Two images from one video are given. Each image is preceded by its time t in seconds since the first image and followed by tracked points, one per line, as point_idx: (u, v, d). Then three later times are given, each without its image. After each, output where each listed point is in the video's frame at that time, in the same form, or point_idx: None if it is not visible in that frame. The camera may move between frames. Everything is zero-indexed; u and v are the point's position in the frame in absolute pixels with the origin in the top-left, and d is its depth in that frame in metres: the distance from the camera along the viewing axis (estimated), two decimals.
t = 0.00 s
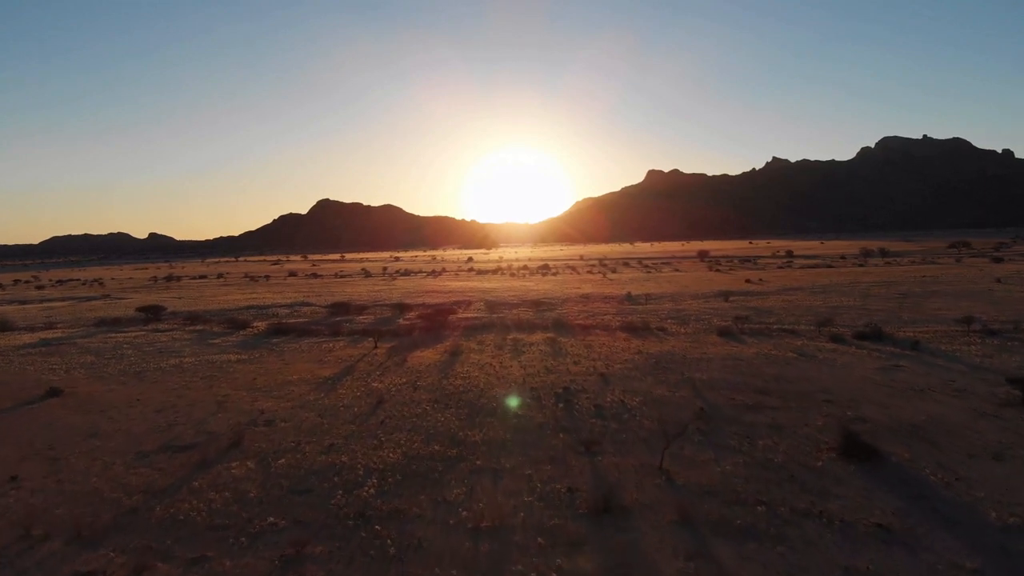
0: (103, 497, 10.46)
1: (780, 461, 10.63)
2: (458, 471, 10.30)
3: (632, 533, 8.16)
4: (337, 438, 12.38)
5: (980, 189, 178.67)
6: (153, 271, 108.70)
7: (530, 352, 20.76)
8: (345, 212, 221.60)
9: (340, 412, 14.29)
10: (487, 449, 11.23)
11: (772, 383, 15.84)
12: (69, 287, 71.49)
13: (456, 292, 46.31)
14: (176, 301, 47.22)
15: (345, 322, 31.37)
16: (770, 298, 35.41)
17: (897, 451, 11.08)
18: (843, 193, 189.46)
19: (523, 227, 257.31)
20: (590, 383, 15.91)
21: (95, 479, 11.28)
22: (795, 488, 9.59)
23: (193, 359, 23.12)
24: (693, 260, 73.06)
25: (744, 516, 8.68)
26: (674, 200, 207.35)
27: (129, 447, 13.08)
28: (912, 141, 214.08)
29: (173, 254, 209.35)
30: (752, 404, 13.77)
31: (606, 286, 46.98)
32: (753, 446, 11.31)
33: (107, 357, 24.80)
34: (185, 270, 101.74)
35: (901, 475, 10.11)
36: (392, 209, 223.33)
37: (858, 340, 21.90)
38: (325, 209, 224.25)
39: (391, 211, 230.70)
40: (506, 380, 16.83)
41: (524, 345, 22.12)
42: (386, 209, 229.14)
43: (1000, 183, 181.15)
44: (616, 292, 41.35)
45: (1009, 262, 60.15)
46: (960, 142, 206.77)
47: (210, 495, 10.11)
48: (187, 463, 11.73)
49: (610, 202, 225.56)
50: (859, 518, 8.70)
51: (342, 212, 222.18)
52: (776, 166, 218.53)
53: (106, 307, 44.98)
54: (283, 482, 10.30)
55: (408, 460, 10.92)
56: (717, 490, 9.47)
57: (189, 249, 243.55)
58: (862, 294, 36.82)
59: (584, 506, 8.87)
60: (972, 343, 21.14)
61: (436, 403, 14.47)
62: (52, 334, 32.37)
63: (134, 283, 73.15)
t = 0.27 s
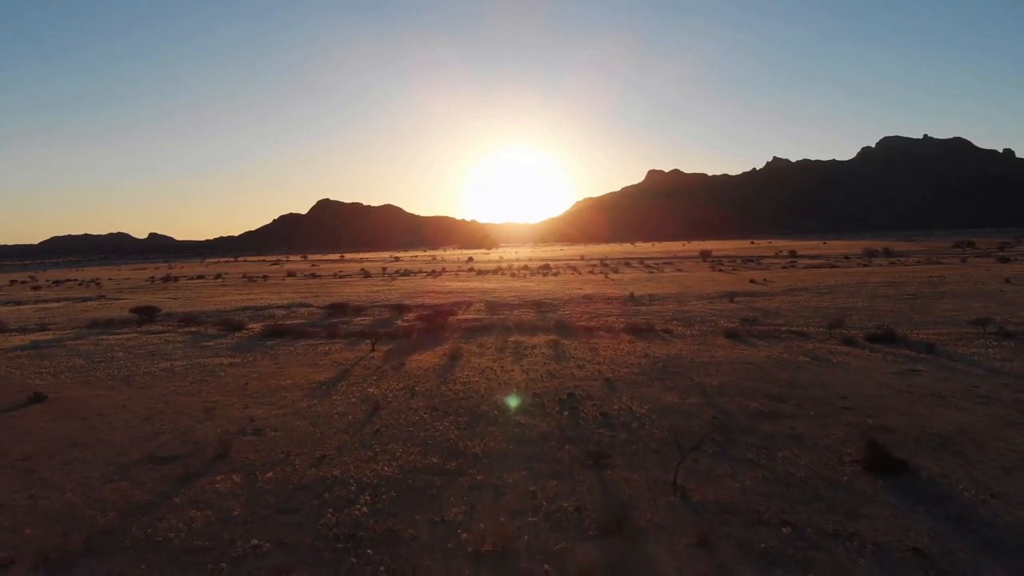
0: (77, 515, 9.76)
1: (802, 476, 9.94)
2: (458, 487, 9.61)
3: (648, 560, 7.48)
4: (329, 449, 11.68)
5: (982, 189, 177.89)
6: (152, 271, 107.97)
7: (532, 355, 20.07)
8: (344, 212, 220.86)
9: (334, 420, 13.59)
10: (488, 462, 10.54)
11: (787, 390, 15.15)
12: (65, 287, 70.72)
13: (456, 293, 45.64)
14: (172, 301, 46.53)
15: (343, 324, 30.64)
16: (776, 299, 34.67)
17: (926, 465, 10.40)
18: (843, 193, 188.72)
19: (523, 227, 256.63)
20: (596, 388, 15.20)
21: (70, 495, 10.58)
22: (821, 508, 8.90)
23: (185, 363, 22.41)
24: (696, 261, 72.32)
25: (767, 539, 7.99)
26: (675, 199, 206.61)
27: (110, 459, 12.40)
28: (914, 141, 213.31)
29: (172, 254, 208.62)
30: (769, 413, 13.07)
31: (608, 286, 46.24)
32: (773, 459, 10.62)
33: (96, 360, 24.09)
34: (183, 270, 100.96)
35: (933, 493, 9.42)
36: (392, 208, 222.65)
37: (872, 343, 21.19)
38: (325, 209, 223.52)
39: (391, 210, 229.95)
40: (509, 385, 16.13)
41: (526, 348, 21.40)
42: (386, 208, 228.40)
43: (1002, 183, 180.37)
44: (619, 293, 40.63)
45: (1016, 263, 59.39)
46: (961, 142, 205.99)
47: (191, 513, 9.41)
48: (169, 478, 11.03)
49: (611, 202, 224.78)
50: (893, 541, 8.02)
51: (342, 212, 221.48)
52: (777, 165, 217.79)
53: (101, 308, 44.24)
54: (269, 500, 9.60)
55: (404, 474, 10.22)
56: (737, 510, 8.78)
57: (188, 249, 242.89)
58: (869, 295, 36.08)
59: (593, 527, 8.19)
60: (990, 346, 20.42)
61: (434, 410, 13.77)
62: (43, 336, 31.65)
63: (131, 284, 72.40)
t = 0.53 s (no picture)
0: (45, 538, 8.99)
1: (830, 496, 9.21)
2: (457, 508, 8.87)
3: None
4: (320, 464, 10.94)
5: (983, 189, 177.14)
6: (149, 271, 107.16)
7: (535, 359, 19.29)
8: (344, 212, 220.05)
9: (326, 431, 12.84)
10: (490, 478, 9.79)
11: (804, 398, 14.37)
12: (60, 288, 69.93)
13: (456, 294, 44.91)
14: (168, 303, 45.82)
15: (340, 326, 29.89)
16: (783, 300, 33.88)
17: (962, 483, 9.66)
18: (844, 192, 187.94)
19: (524, 227, 256.02)
20: (603, 395, 14.45)
21: (40, 515, 9.83)
22: (853, 533, 8.17)
23: (174, 367, 21.64)
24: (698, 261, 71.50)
25: (798, 569, 7.26)
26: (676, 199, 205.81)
27: (86, 474, 11.65)
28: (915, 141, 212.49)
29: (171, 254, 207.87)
30: (787, 424, 12.34)
31: (610, 286, 45.47)
32: (796, 477, 9.85)
33: (84, 365, 23.31)
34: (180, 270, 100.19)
35: (974, 516, 8.69)
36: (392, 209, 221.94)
37: (887, 346, 20.44)
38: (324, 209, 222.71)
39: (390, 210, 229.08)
40: (510, 391, 15.38)
41: (528, 351, 20.65)
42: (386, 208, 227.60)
43: (1003, 183, 179.65)
44: (622, 295, 39.85)
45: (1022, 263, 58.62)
46: (962, 141, 205.39)
47: (168, 536, 8.67)
48: (148, 496, 10.27)
49: (611, 201, 223.94)
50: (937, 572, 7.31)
51: (342, 212, 220.75)
52: (778, 165, 216.95)
53: (95, 309, 43.45)
54: (254, 523, 8.85)
55: (399, 493, 9.47)
56: (762, 535, 8.04)
57: (188, 249, 242.23)
58: (878, 296, 35.26)
59: (608, 556, 7.45)
60: (1010, 350, 19.67)
61: (432, 420, 13.01)
62: (33, 339, 30.87)
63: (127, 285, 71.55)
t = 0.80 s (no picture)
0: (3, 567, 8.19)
1: (864, 521, 8.43)
2: (456, 534, 8.07)
3: None
4: (308, 481, 10.14)
5: (985, 189, 176.19)
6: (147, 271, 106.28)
7: (537, 364, 18.46)
8: (343, 211, 219.16)
9: (317, 443, 12.03)
10: (492, 498, 9.00)
11: (825, 408, 13.56)
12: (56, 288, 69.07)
13: (456, 295, 44.06)
14: (163, 304, 44.98)
15: (336, 328, 29.05)
16: (791, 301, 33.02)
17: (1006, 505, 8.88)
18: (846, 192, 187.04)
19: (524, 227, 254.76)
20: (611, 404, 13.65)
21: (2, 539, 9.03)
22: (894, 565, 7.39)
23: (162, 372, 20.79)
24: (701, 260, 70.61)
25: None
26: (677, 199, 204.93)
27: (58, 491, 10.84)
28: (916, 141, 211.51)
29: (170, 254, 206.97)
30: (810, 437, 11.54)
31: (613, 287, 44.64)
32: (826, 498, 9.06)
33: (70, 369, 22.47)
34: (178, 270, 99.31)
35: None
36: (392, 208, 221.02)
37: (905, 351, 19.63)
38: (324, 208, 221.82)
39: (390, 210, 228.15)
40: (512, 399, 14.56)
41: (530, 356, 19.82)
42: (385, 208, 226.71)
43: (1005, 182, 178.70)
44: (625, 295, 39.01)
45: None
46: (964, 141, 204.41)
47: (137, 566, 7.86)
48: (121, 518, 9.46)
49: (612, 201, 223.04)
50: None
51: (342, 212, 219.83)
52: (780, 165, 216.06)
53: (88, 311, 42.58)
54: (234, 549, 8.06)
55: (392, 515, 8.67)
56: (794, 567, 7.25)
57: (188, 249, 241.31)
58: (888, 297, 34.39)
59: None
60: None
61: (429, 431, 12.19)
62: (21, 342, 30.04)
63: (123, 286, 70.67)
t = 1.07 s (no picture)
0: None
1: (896, 545, 7.77)
2: (453, 560, 7.39)
3: None
4: (295, 498, 9.46)
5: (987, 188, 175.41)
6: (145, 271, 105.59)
7: (541, 368, 17.74)
8: (343, 211, 218.44)
9: (307, 455, 11.34)
10: (492, 520, 8.32)
11: (845, 418, 12.87)
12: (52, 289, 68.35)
13: (456, 295, 43.33)
14: (159, 304, 44.27)
15: (333, 330, 28.36)
16: (799, 302, 32.23)
17: None
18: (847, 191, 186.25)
19: (524, 227, 254.02)
20: (618, 412, 12.96)
21: None
22: None
23: (151, 376, 20.09)
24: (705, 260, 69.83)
25: None
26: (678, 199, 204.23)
27: (29, 507, 10.16)
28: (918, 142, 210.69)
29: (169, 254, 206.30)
30: (829, 449, 10.88)
31: (615, 288, 43.93)
32: (853, 519, 8.40)
33: (57, 372, 21.76)
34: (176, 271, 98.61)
35: None
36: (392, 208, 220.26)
37: (920, 355, 18.95)
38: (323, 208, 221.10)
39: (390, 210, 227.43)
40: (513, 406, 13.87)
41: (533, 359, 19.12)
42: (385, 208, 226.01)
43: (1007, 182, 177.90)
44: (629, 296, 38.29)
45: None
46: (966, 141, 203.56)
47: None
48: (93, 539, 8.78)
49: (612, 201, 222.31)
50: None
51: (342, 212, 219.02)
52: (781, 165, 215.30)
53: (81, 311, 41.86)
54: None
55: (384, 538, 7.98)
56: None
57: (188, 249, 240.53)
58: (898, 299, 33.64)
59: None
60: None
61: (427, 441, 11.50)
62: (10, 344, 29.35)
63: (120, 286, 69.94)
